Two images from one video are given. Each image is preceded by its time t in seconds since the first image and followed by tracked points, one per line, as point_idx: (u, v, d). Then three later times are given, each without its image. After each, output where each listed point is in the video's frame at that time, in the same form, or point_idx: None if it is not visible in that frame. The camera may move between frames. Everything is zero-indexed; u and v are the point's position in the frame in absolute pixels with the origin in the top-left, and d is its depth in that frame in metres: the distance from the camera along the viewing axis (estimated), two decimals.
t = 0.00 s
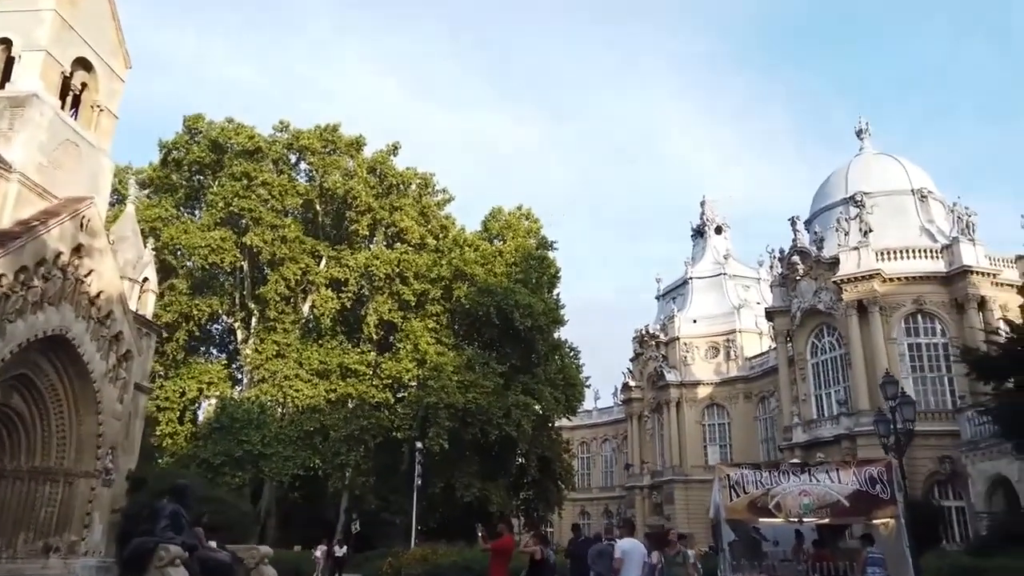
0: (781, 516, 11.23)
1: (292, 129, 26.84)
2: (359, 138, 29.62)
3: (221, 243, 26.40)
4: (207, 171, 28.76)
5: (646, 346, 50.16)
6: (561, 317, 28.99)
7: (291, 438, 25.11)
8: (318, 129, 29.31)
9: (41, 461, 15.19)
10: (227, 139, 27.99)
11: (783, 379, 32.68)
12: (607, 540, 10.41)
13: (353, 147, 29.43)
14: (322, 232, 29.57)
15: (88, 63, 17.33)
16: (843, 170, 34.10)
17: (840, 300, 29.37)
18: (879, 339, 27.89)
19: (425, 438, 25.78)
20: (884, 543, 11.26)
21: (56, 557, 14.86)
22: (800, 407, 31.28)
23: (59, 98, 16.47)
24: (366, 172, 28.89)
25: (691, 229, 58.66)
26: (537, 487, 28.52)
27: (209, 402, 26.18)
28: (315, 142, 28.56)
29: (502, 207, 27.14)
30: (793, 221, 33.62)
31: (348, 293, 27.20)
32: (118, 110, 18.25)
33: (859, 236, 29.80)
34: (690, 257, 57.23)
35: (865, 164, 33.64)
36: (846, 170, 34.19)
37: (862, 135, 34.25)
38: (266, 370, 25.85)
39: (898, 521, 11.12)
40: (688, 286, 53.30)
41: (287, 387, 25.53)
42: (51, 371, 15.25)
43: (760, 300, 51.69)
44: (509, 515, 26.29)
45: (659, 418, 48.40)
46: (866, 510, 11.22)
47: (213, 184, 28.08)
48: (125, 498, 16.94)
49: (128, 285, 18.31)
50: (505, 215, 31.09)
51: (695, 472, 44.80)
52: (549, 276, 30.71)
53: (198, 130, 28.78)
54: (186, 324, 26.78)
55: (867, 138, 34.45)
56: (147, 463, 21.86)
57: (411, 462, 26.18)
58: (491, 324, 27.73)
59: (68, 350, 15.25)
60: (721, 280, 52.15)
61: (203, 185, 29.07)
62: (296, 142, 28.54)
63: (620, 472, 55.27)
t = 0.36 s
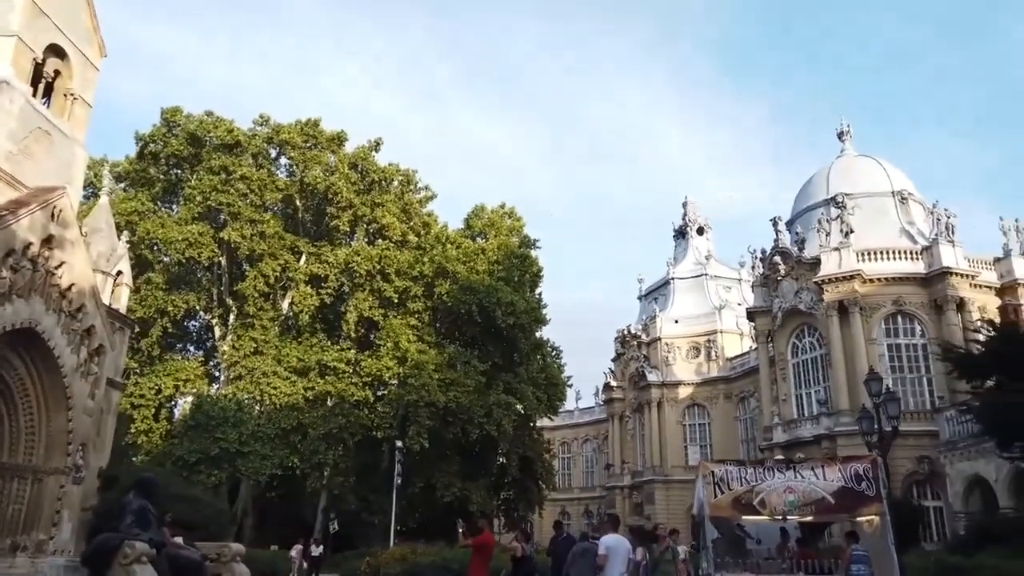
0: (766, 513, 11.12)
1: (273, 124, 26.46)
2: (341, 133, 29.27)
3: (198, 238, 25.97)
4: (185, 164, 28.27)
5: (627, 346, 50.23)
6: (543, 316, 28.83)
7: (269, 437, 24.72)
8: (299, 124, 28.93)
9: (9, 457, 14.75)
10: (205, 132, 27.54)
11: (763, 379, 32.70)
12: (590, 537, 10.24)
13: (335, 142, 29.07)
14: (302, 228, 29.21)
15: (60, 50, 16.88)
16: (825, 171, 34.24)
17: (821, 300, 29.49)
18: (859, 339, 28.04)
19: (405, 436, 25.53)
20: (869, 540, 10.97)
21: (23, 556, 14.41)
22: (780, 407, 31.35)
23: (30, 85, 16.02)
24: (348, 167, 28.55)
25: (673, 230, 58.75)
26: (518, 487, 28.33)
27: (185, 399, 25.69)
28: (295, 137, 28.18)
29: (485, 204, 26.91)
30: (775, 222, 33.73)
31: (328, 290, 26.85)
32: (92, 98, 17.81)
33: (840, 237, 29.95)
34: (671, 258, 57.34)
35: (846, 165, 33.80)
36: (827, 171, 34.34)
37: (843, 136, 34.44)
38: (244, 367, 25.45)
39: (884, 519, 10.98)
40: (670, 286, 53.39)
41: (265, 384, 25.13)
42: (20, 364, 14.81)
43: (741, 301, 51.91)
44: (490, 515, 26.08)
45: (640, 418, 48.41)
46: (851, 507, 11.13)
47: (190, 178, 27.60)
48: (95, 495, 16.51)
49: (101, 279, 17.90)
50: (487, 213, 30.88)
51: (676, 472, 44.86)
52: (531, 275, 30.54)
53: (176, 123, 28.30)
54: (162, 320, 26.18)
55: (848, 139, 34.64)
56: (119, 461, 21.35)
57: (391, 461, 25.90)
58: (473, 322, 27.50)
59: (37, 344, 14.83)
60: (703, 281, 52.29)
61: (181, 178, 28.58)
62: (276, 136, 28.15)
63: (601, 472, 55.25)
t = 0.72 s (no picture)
0: (759, 507, 10.79)
1: (258, 113, 26.09)
2: (327, 124, 28.90)
3: (182, 228, 25.54)
4: (168, 154, 27.80)
5: (614, 340, 50.18)
6: (531, 309, 28.65)
7: (252, 431, 24.33)
8: (285, 114, 28.55)
9: None
10: (189, 121, 27.12)
11: (751, 374, 32.69)
12: (582, 531, 10.09)
13: (321, 133, 28.69)
14: (288, 220, 28.84)
15: (39, 33, 16.48)
16: (813, 166, 34.24)
17: (809, 295, 29.49)
18: (846, 334, 28.06)
19: (391, 430, 25.34)
20: (862, 533, 11.00)
21: None
22: (767, 402, 31.36)
23: (8, 68, 15.63)
24: (334, 159, 28.18)
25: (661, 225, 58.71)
26: (504, 481, 28.14)
27: (167, 391, 25.30)
28: (281, 127, 27.81)
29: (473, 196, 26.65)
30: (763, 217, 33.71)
31: (313, 282, 26.49)
32: (72, 83, 17.41)
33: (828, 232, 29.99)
34: (659, 253, 57.31)
35: (834, 161, 33.83)
36: (815, 166, 34.35)
37: (831, 132, 34.46)
38: (227, 360, 25.08)
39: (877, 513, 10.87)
40: (657, 282, 53.36)
41: (249, 377, 24.78)
42: None
43: (728, 296, 51.97)
44: (476, 509, 25.90)
45: (627, 413, 48.39)
46: (845, 501, 10.81)
47: (174, 167, 27.17)
48: (74, 487, 16.15)
49: (81, 267, 17.55)
50: (475, 206, 30.60)
51: (662, 467, 44.89)
52: (519, 269, 30.31)
53: (159, 112, 27.82)
54: (144, 311, 25.75)
55: (836, 135, 34.66)
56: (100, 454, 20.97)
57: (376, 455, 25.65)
58: (460, 316, 27.30)
59: (15, 333, 14.46)
60: (690, 276, 52.30)
61: (164, 168, 28.10)
62: (261, 126, 27.77)
63: (587, 467, 55.24)
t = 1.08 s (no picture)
0: (756, 502, 10.43)
1: (245, 103, 25.74)
2: (315, 115, 28.55)
3: (167, 219, 25.17)
4: (153, 144, 27.37)
5: (603, 336, 50.12)
6: (520, 304, 28.46)
7: (238, 425, 23.97)
8: (273, 104, 28.18)
9: None
10: (174, 111, 26.70)
11: (740, 369, 32.69)
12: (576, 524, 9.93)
13: (309, 124, 28.34)
14: (276, 212, 28.47)
15: (21, 18, 16.13)
16: (804, 162, 34.22)
17: (799, 291, 29.49)
18: (836, 330, 28.10)
19: (379, 424, 25.12)
20: (860, 528, 10.84)
21: None
22: (756, 397, 31.37)
23: None
24: (322, 150, 27.84)
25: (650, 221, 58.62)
26: (492, 476, 27.97)
27: (152, 384, 24.92)
28: (268, 118, 27.45)
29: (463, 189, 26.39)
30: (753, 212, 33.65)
31: (301, 275, 26.17)
32: (55, 69, 17.03)
33: (819, 227, 29.99)
34: (648, 249, 57.22)
35: (825, 157, 33.81)
36: (806, 162, 34.31)
37: (822, 128, 34.45)
38: (213, 352, 24.74)
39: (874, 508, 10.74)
40: (646, 277, 53.31)
41: (235, 369, 24.45)
42: None
43: (717, 292, 51.99)
44: (464, 504, 25.73)
45: (615, 409, 48.34)
46: (843, 496, 10.49)
47: (159, 158, 26.74)
48: (56, 481, 15.81)
49: (63, 257, 17.20)
50: (465, 199, 30.33)
51: (650, 462, 44.89)
52: (509, 263, 30.07)
53: (144, 101, 27.38)
54: (128, 303, 25.32)
55: (827, 131, 34.66)
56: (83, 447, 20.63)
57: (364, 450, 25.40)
58: (450, 310, 27.07)
59: None
60: (679, 272, 52.28)
61: (149, 158, 27.66)
62: (248, 117, 27.43)
63: (575, 462, 55.20)
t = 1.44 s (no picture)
0: (753, 495, 10.18)
1: (231, 91, 25.33)
2: (302, 105, 28.18)
3: (150, 209, 24.74)
4: (136, 133, 26.88)
5: (591, 330, 50.06)
6: (509, 297, 28.25)
7: (222, 418, 23.64)
8: (259, 94, 27.79)
9: None
10: (158, 99, 26.25)
11: (728, 364, 32.71)
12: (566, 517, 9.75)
13: (296, 114, 27.97)
14: (261, 203, 28.06)
15: None
16: (793, 156, 34.17)
17: (787, 286, 29.51)
18: (825, 324, 28.12)
19: (365, 418, 24.88)
20: (857, 521, 10.63)
21: None
22: (744, 391, 31.38)
23: None
24: (309, 141, 27.46)
25: (639, 216, 58.50)
26: (480, 470, 27.81)
27: (135, 377, 24.54)
28: (254, 107, 27.06)
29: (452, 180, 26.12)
30: (742, 206, 33.61)
31: (287, 267, 25.83)
32: (35, 53, 16.61)
33: (808, 222, 30.00)
34: (636, 243, 57.13)
35: (814, 151, 33.80)
36: (795, 157, 34.29)
37: (811, 123, 34.46)
38: (197, 344, 24.40)
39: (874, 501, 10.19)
40: (634, 272, 53.25)
41: (219, 361, 24.11)
42: None
43: (704, 287, 52.03)
44: (451, 498, 25.58)
45: (603, 403, 48.31)
46: (841, 489, 10.25)
47: (142, 146, 26.27)
48: (35, 475, 15.45)
49: (43, 246, 16.80)
50: (454, 192, 30.02)
51: (637, 457, 44.92)
52: (498, 256, 29.81)
53: (127, 88, 26.87)
54: (111, 294, 24.89)
55: (816, 126, 34.67)
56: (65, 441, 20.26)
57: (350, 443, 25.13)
58: (438, 303, 26.82)
59: None
60: (667, 267, 52.26)
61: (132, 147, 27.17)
62: (234, 106, 27.03)
63: (562, 457, 55.18)
